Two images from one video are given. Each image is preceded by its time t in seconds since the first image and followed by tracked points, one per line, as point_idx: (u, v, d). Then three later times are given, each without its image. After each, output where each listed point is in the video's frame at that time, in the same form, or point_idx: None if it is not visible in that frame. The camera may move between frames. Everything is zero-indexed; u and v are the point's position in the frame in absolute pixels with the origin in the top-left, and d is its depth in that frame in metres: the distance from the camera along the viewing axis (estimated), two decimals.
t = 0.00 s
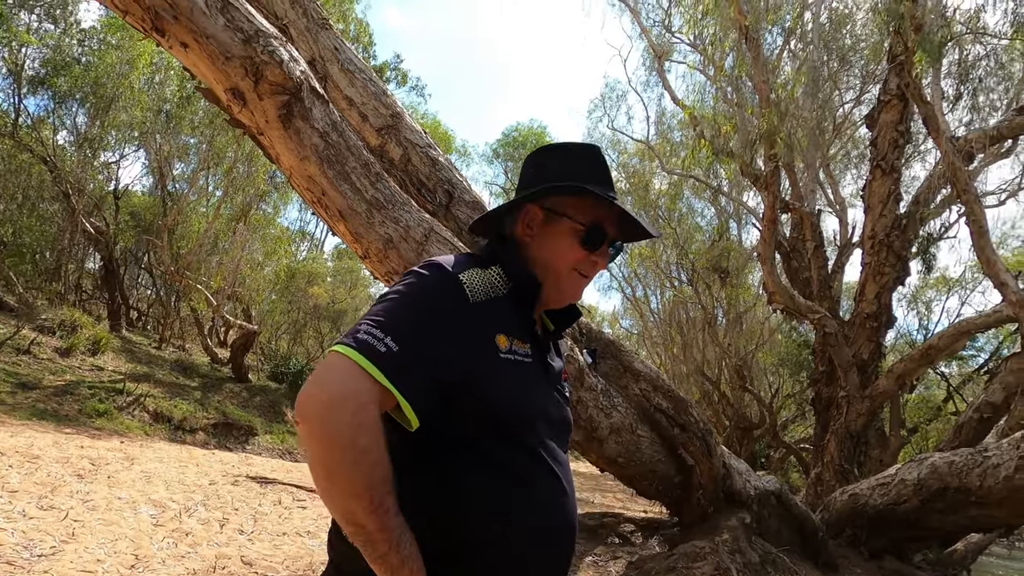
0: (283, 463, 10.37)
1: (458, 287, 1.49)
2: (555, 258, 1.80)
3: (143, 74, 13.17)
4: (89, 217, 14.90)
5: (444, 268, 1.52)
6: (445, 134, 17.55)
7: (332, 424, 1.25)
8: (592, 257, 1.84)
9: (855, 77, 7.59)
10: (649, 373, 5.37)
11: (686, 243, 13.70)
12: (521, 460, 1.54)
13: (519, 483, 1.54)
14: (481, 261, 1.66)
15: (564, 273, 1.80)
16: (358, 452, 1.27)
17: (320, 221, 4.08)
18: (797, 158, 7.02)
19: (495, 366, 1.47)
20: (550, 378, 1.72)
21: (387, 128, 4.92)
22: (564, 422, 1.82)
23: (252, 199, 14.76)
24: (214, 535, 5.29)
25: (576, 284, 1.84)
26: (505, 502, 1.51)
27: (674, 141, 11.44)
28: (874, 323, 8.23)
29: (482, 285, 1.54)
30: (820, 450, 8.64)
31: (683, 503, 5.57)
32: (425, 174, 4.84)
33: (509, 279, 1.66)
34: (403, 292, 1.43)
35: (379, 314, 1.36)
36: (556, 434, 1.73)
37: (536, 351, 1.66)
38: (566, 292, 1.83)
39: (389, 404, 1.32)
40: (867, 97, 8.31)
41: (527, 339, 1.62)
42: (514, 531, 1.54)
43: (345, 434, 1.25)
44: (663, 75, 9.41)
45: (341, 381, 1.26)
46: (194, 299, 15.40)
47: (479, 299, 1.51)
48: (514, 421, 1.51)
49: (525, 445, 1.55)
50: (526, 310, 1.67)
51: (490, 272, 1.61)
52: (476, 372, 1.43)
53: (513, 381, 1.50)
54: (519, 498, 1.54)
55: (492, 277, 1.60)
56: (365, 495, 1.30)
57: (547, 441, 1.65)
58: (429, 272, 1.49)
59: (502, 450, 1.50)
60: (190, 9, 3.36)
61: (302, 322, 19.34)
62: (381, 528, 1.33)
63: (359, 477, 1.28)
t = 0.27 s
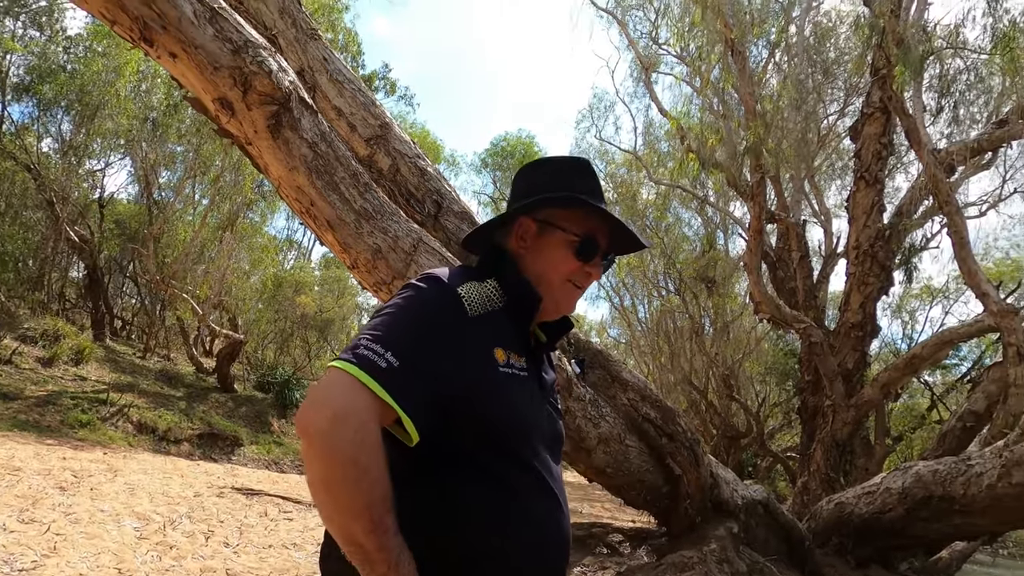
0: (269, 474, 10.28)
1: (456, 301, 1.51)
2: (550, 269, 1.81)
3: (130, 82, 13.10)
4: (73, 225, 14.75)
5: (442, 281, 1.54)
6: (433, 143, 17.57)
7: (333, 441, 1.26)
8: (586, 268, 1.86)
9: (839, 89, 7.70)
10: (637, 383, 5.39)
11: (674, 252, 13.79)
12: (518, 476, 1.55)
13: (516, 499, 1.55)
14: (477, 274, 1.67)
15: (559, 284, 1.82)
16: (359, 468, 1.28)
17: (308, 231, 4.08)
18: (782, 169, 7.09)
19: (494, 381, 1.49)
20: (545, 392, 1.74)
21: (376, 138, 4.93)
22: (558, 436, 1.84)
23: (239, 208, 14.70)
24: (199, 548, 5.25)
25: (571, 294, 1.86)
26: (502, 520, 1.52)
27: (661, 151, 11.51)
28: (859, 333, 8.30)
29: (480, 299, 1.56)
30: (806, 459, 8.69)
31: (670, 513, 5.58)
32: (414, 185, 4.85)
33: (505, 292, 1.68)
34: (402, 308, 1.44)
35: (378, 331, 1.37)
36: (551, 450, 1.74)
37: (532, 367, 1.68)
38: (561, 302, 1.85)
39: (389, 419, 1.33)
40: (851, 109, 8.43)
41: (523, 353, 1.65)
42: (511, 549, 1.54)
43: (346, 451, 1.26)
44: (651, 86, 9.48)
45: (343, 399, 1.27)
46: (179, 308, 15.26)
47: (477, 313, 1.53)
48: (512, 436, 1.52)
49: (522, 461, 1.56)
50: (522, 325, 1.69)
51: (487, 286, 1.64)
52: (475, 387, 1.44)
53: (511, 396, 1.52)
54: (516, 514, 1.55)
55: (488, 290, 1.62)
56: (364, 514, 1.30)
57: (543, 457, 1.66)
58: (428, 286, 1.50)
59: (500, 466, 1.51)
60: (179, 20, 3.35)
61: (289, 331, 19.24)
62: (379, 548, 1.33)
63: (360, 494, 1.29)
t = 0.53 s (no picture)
0: (248, 486, 10.15)
1: (442, 315, 1.51)
2: (533, 283, 1.82)
3: (114, 87, 13.00)
4: (52, 230, 14.56)
5: (428, 294, 1.54)
6: (420, 154, 17.58)
7: (317, 456, 1.24)
8: (569, 281, 1.86)
9: (821, 108, 7.81)
10: (620, 397, 5.40)
11: (658, 266, 13.87)
12: (502, 490, 1.54)
13: (499, 513, 1.54)
14: (463, 288, 1.68)
15: (542, 296, 1.83)
16: (342, 483, 1.27)
17: (292, 241, 4.06)
18: (766, 185, 7.15)
19: (479, 395, 1.48)
20: (530, 405, 1.74)
21: (362, 149, 4.92)
22: (542, 450, 1.84)
23: (223, 216, 14.60)
24: (175, 561, 5.16)
25: (554, 307, 1.87)
26: (486, 534, 1.52)
27: (646, 165, 11.60)
28: (840, 348, 8.38)
29: (465, 312, 1.57)
30: (787, 473, 8.73)
31: (652, 527, 5.58)
32: (400, 196, 4.85)
33: (490, 306, 1.68)
34: (387, 322, 1.44)
35: (363, 345, 1.37)
36: (534, 464, 1.74)
37: (517, 380, 1.67)
38: (546, 315, 1.86)
39: (374, 434, 1.32)
40: (833, 127, 8.55)
41: (508, 366, 1.65)
42: (495, 565, 1.53)
43: (330, 466, 1.25)
44: (637, 101, 9.56)
45: (327, 414, 1.26)
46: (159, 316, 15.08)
47: (463, 327, 1.53)
48: (496, 450, 1.51)
49: (506, 476, 1.55)
50: (508, 338, 1.69)
51: (472, 299, 1.64)
52: (460, 401, 1.44)
53: (495, 410, 1.52)
54: (499, 529, 1.54)
55: (474, 304, 1.62)
56: (346, 530, 1.29)
57: (527, 471, 1.66)
58: (414, 299, 1.50)
59: (483, 481, 1.50)
60: (166, 27, 3.34)
61: (271, 340, 19.07)
62: (361, 564, 1.32)
63: (343, 509, 1.28)
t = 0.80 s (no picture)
0: (234, 496, 10.06)
1: (426, 317, 1.53)
2: (512, 287, 1.84)
3: (101, 94, 12.94)
4: (36, 237, 14.42)
5: (413, 298, 1.57)
6: (409, 162, 17.60)
7: (305, 459, 1.24)
8: (547, 284, 1.88)
9: (806, 118, 7.91)
10: (609, 405, 5.43)
11: (647, 274, 13.93)
12: (487, 493, 1.55)
13: (486, 514, 1.55)
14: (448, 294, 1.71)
15: (521, 299, 1.84)
16: (328, 487, 1.26)
17: (280, 249, 4.04)
18: (754, 195, 7.20)
19: (465, 396, 1.50)
20: (516, 407, 1.75)
21: (351, 157, 4.92)
22: (529, 453, 1.84)
23: (210, 223, 14.54)
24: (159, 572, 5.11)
25: (536, 311, 1.87)
26: (472, 536, 1.51)
27: (635, 174, 11.65)
28: (827, 356, 8.44)
29: (450, 316, 1.60)
30: (775, 481, 8.76)
31: (641, 535, 5.57)
32: (389, 205, 4.85)
33: (475, 310, 1.71)
34: (373, 323, 1.45)
35: (348, 349, 1.37)
36: (521, 465, 1.74)
37: (503, 383, 1.69)
38: (527, 318, 1.85)
39: (360, 436, 1.32)
40: (818, 137, 8.63)
41: (496, 368, 1.67)
42: (483, 566, 1.54)
43: (317, 470, 1.25)
44: (625, 111, 9.63)
45: (314, 418, 1.26)
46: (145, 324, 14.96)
47: (448, 327, 1.56)
48: (482, 451, 1.52)
49: (494, 477, 1.56)
50: (493, 341, 1.71)
51: (458, 305, 1.67)
52: (447, 402, 1.45)
53: (481, 412, 1.53)
54: (486, 531, 1.54)
55: (459, 308, 1.65)
56: (334, 532, 1.29)
57: (514, 473, 1.67)
58: (398, 303, 1.52)
59: (470, 483, 1.50)
60: (153, 35, 3.32)
61: (258, 349, 18.97)
62: (349, 567, 1.31)
63: (330, 513, 1.27)
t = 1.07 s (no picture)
0: (238, 497, 10.08)
1: (432, 318, 1.53)
2: (512, 290, 1.85)
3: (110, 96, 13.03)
4: (44, 238, 14.51)
5: (420, 300, 1.57)
6: (415, 166, 17.65)
7: (316, 459, 1.25)
8: (546, 287, 1.88)
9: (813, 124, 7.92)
10: (614, 410, 5.42)
11: (652, 280, 13.92)
12: (497, 492, 1.55)
13: (495, 512, 1.55)
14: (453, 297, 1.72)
15: (521, 301, 1.85)
16: (340, 486, 1.27)
17: (289, 252, 4.07)
18: (761, 201, 7.21)
19: (473, 395, 1.50)
20: (524, 408, 1.75)
21: (359, 161, 4.95)
22: (537, 453, 1.85)
23: (217, 225, 14.61)
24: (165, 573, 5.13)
25: (536, 315, 1.87)
26: (482, 535, 1.52)
27: (641, 179, 11.64)
28: (832, 363, 8.43)
29: (456, 317, 1.60)
30: (780, 488, 8.73)
31: (645, 541, 5.56)
32: (396, 208, 4.87)
33: (480, 312, 1.71)
34: (380, 325, 1.46)
35: (356, 351, 1.38)
36: (530, 465, 1.75)
37: (511, 383, 1.69)
38: (527, 321, 1.85)
39: (371, 435, 1.33)
40: (825, 144, 8.63)
41: (504, 368, 1.67)
42: (494, 564, 1.54)
43: (329, 469, 1.26)
44: (632, 116, 9.64)
45: (324, 418, 1.27)
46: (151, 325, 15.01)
47: (454, 328, 1.56)
48: (491, 450, 1.52)
49: (503, 476, 1.56)
50: (500, 342, 1.72)
51: (463, 306, 1.67)
52: (455, 401, 1.46)
53: (490, 412, 1.53)
54: (496, 529, 1.55)
55: (465, 311, 1.65)
56: (346, 530, 1.29)
57: (523, 472, 1.67)
58: (404, 306, 1.53)
59: (480, 481, 1.51)
60: (166, 38, 3.35)
61: (263, 350, 19.03)
62: (360, 565, 1.31)
63: (342, 510, 1.28)
